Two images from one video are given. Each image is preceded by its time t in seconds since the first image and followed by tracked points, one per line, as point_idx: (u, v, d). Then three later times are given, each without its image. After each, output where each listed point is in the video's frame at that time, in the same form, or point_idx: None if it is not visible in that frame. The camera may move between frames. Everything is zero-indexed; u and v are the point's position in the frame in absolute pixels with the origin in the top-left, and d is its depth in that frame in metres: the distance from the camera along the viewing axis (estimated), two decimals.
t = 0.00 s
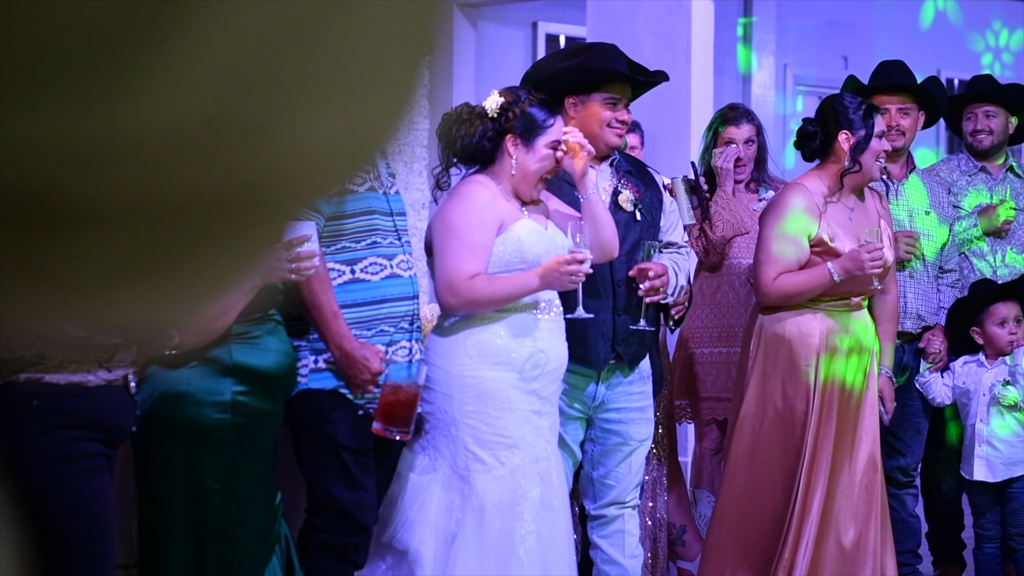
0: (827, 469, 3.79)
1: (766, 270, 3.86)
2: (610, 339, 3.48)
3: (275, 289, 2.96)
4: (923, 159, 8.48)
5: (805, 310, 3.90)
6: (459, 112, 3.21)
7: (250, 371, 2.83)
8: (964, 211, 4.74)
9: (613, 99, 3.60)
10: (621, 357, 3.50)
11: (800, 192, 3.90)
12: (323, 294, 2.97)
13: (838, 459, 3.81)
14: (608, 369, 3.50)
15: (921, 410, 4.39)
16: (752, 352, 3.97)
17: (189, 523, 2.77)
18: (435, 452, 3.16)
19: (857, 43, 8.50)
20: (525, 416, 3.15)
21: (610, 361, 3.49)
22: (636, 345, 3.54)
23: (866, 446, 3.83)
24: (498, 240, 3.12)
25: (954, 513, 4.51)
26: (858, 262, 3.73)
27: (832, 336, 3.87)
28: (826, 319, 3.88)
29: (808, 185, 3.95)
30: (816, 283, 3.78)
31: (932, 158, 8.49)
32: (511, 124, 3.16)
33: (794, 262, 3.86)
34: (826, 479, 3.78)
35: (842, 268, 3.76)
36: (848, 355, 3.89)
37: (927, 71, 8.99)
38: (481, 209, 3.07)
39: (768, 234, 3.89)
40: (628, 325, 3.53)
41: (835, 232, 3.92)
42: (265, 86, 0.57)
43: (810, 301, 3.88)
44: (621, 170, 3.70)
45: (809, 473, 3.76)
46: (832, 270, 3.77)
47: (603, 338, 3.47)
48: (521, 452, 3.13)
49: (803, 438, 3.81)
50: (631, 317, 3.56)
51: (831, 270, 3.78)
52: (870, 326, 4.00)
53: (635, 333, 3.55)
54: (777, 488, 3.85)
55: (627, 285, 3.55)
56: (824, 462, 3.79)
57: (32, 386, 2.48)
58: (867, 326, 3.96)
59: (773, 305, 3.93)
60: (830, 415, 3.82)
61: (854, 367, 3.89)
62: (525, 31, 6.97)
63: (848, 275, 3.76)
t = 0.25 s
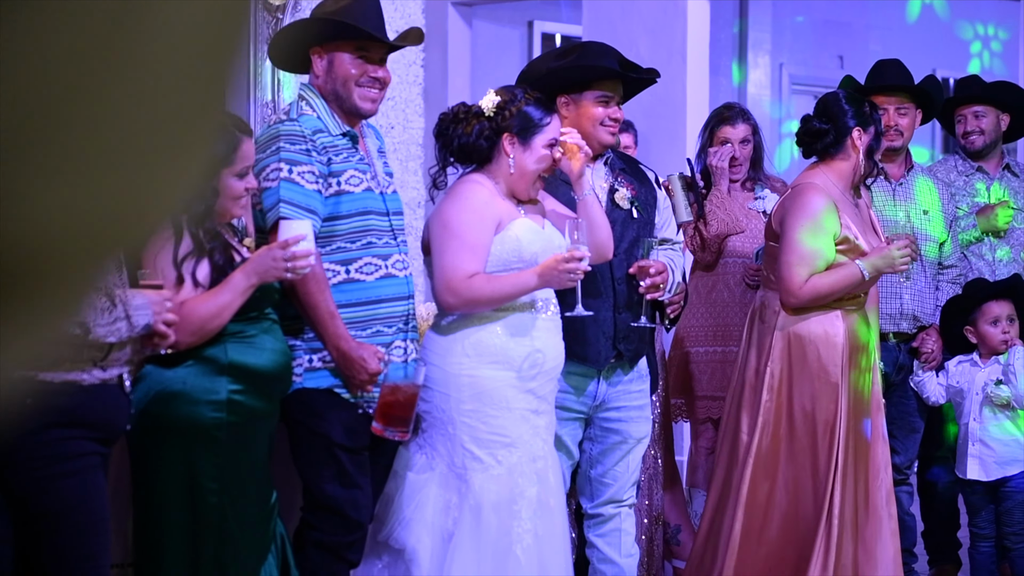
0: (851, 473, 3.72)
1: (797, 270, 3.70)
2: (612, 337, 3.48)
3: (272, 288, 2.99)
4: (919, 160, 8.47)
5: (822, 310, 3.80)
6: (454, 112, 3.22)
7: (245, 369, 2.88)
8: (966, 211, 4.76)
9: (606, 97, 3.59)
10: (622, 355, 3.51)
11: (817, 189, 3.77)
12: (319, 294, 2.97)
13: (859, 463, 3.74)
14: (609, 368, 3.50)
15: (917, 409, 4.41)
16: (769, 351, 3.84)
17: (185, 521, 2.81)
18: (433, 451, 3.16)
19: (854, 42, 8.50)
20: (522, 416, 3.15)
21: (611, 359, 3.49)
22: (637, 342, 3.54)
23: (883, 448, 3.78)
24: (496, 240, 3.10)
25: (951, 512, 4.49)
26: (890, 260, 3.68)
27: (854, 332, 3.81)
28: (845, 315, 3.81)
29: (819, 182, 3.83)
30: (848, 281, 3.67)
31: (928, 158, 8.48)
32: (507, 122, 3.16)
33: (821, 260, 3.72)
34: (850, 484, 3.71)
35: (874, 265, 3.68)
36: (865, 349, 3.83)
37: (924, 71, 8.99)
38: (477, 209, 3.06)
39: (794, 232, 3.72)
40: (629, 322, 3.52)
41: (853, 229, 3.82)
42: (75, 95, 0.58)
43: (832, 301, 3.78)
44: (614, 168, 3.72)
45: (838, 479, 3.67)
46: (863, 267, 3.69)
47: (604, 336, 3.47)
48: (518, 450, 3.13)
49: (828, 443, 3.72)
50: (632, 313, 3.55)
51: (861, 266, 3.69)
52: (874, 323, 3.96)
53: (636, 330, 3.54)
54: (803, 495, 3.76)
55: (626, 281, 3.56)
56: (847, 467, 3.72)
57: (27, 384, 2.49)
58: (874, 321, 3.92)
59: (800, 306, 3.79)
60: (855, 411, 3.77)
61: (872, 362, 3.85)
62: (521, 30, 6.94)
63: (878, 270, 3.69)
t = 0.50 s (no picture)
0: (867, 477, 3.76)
1: (807, 266, 3.67)
2: (603, 335, 3.48)
3: (267, 289, 3.02)
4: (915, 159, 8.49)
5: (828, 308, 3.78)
6: (447, 111, 3.23)
7: (240, 369, 2.95)
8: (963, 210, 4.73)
9: (591, 94, 3.59)
10: (613, 353, 3.50)
11: (817, 184, 3.75)
12: (316, 296, 2.99)
13: (872, 466, 3.79)
14: (599, 367, 3.51)
15: (913, 409, 4.46)
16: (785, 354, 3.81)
17: (180, 517, 2.92)
18: (430, 450, 3.15)
19: (850, 41, 8.51)
20: (520, 416, 3.14)
21: (602, 358, 3.49)
22: (629, 341, 3.53)
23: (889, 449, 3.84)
24: (491, 239, 3.09)
25: (946, 511, 4.49)
26: (897, 248, 3.74)
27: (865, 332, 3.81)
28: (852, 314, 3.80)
29: (817, 176, 3.81)
30: (858, 272, 3.68)
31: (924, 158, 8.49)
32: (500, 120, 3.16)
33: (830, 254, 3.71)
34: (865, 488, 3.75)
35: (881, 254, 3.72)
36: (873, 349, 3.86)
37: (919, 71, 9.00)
38: (470, 210, 3.05)
39: (801, 226, 3.70)
40: (620, 320, 3.52)
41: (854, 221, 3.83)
42: None
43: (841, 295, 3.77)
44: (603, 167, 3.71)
45: (859, 484, 3.70)
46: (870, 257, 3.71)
47: (594, 335, 3.47)
48: (515, 451, 3.12)
49: (846, 447, 3.73)
50: (624, 311, 3.55)
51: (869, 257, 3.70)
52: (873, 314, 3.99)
53: (627, 328, 3.54)
54: (828, 502, 3.74)
55: (618, 282, 3.56)
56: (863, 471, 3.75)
57: (19, 384, 2.51)
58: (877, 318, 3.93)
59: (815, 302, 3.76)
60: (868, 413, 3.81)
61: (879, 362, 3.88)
62: (517, 30, 6.95)
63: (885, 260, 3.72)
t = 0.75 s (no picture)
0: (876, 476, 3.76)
1: (797, 266, 3.70)
2: (587, 336, 3.48)
3: (263, 287, 3.02)
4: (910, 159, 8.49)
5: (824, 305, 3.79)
6: (444, 110, 3.22)
7: (236, 368, 2.95)
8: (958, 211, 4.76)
9: (574, 92, 3.56)
10: (597, 354, 3.51)
11: (802, 185, 3.76)
12: (313, 296, 2.99)
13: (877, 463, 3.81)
14: (584, 367, 3.51)
15: (912, 408, 4.39)
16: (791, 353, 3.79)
17: (177, 517, 2.93)
18: (427, 449, 3.14)
19: (845, 41, 8.53)
20: (519, 415, 3.12)
21: (587, 358, 3.50)
22: (614, 341, 3.53)
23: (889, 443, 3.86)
24: (490, 238, 3.08)
25: (942, 511, 4.48)
26: (889, 240, 3.66)
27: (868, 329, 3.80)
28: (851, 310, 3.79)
29: (805, 178, 3.82)
30: (850, 268, 3.66)
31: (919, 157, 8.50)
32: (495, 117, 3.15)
33: (820, 252, 3.72)
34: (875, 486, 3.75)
35: (873, 248, 3.67)
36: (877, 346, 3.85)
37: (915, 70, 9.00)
38: (470, 208, 3.04)
39: (787, 228, 3.72)
40: (604, 321, 3.53)
41: (848, 218, 3.81)
42: None
43: (835, 292, 3.77)
44: (588, 166, 3.71)
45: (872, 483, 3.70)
46: (862, 252, 3.67)
47: (581, 338, 3.46)
48: (514, 450, 3.10)
49: (857, 446, 3.72)
50: (607, 312, 3.57)
51: (861, 252, 3.68)
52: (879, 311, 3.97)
53: (610, 329, 3.53)
54: (840, 501, 3.72)
55: (602, 284, 3.57)
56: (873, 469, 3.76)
57: (12, 384, 2.51)
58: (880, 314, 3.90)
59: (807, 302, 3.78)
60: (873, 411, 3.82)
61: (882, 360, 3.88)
62: (513, 29, 6.95)
63: (878, 253, 3.67)
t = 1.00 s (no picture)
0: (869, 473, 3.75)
1: (776, 264, 3.71)
2: (573, 339, 3.47)
3: (258, 285, 3.03)
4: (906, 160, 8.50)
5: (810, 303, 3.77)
6: (435, 111, 3.23)
7: (232, 368, 2.95)
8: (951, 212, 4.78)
9: (558, 93, 3.51)
10: (585, 356, 3.50)
11: (786, 186, 3.77)
12: (308, 296, 2.99)
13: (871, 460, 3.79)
14: (571, 367, 3.51)
15: (908, 409, 4.36)
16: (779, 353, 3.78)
17: (170, 516, 2.93)
18: (424, 450, 3.13)
19: (841, 42, 8.54)
20: (515, 416, 3.11)
21: (573, 360, 3.49)
22: (600, 342, 3.51)
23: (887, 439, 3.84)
24: (485, 239, 3.07)
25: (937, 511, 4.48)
26: (868, 239, 3.60)
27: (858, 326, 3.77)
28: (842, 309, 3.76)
29: (795, 178, 3.82)
30: (829, 268, 3.64)
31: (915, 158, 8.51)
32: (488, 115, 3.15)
33: (801, 252, 3.72)
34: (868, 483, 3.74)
35: (852, 247, 3.62)
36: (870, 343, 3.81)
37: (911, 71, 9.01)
38: (464, 208, 3.03)
39: (767, 230, 3.75)
40: (591, 323, 3.50)
41: (836, 217, 3.77)
42: None
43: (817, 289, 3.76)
44: (573, 167, 3.70)
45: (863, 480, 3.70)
46: (842, 251, 3.64)
47: (566, 340, 3.46)
48: (511, 451, 3.10)
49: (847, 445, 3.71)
50: (593, 313, 3.59)
51: (841, 252, 3.64)
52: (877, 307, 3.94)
53: (597, 330, 3.51)
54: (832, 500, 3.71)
55: (587, 286, 3.59)
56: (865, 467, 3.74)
57: (3, 383, 2.51)
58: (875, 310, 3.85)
59: (785, 300, 3.79)
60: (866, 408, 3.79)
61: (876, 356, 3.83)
62: (509, 29, 6.95)
63: (859, 252, 3.62)
